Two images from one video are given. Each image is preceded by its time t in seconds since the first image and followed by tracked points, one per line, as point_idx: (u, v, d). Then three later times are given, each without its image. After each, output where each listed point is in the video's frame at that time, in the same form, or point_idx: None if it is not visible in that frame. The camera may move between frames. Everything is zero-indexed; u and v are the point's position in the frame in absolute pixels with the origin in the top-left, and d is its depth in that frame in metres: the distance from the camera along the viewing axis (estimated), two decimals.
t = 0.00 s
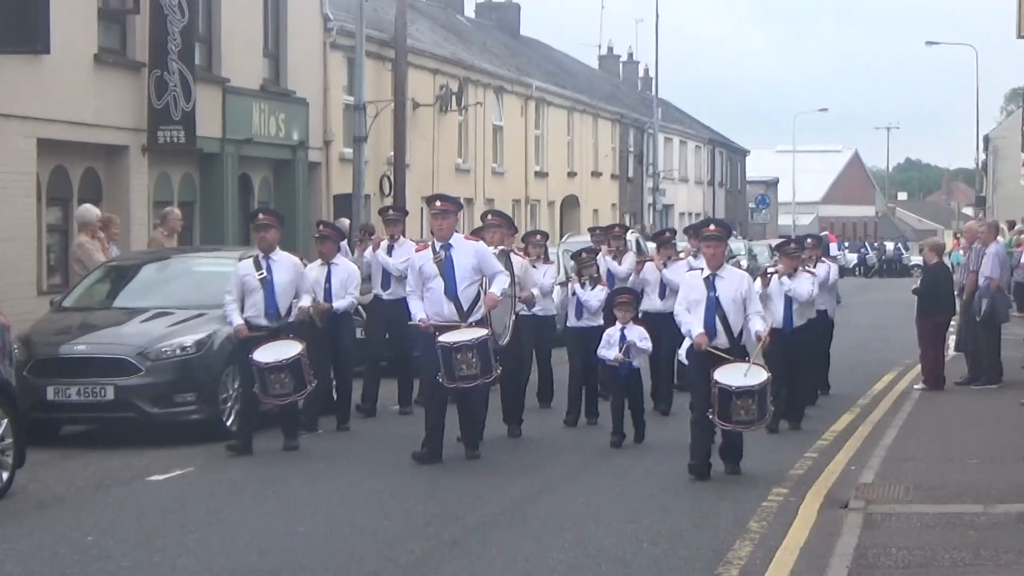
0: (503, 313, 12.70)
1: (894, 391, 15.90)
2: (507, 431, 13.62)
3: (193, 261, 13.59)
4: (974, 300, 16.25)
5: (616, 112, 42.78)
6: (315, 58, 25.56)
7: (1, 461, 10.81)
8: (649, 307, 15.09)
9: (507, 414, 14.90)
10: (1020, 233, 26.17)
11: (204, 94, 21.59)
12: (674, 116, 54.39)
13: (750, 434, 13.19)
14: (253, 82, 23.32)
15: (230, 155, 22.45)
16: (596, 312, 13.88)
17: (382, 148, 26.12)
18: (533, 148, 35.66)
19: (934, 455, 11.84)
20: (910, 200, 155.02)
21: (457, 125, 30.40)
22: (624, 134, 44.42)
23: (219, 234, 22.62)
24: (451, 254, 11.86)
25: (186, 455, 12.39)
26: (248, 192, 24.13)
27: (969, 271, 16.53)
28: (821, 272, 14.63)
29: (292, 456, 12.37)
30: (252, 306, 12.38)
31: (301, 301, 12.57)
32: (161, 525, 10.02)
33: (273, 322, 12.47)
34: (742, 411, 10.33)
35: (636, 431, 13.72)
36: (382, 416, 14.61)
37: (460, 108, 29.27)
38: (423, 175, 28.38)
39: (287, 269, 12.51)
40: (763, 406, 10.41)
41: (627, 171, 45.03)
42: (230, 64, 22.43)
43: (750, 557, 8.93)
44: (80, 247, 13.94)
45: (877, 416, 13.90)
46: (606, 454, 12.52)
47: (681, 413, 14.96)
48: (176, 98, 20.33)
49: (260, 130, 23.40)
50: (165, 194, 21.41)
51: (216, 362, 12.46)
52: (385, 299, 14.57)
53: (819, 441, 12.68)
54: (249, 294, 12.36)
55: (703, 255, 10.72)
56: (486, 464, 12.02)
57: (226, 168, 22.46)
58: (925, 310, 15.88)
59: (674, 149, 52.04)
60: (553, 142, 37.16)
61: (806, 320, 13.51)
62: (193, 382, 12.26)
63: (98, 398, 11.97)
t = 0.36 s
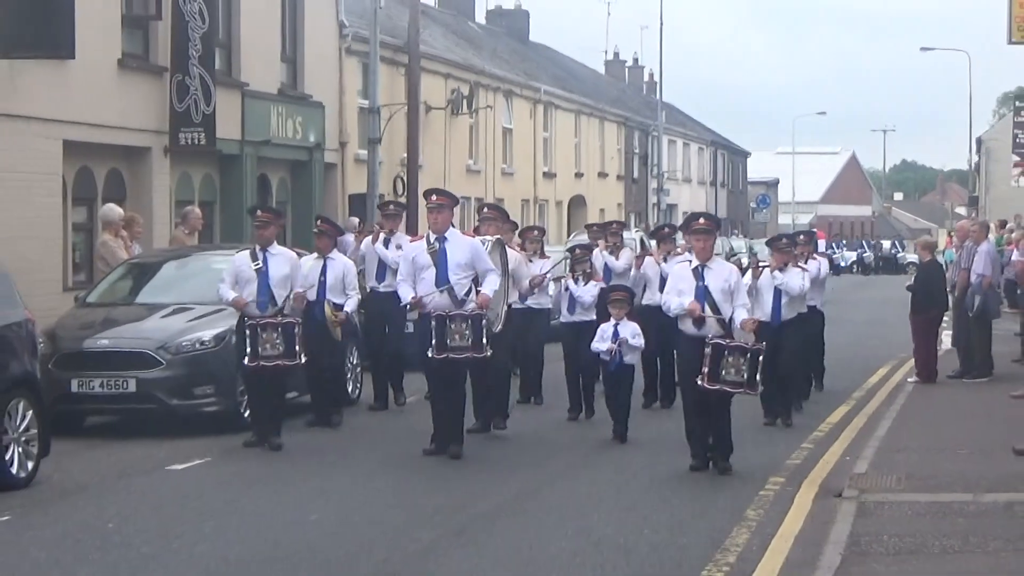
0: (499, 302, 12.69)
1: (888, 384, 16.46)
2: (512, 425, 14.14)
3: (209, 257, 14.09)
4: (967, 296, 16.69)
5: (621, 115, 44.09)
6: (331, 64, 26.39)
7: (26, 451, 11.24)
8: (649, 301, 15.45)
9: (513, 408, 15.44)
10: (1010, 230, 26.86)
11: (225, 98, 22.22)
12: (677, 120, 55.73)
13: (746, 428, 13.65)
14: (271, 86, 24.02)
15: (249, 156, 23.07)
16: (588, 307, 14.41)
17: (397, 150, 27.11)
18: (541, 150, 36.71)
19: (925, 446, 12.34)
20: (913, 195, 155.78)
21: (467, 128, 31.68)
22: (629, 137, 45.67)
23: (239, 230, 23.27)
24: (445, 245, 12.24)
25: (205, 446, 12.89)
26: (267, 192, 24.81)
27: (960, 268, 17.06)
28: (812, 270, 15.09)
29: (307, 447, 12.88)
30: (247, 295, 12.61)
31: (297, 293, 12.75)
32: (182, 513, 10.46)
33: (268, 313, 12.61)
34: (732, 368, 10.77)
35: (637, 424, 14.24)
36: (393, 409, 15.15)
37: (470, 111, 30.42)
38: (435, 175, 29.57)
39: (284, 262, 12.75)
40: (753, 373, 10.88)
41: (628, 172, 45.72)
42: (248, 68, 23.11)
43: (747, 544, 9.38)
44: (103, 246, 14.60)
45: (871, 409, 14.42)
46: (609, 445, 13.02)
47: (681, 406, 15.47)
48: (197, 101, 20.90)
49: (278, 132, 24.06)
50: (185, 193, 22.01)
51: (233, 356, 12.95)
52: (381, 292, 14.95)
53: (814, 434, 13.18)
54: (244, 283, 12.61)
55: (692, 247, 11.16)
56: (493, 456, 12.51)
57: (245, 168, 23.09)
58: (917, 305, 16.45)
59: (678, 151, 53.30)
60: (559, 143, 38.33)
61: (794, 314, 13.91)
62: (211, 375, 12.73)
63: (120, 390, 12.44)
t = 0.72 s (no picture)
0: (504, 300, 12.52)
1: (895, 378, 16.63)
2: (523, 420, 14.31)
3: (225, 253, 14.27)
4: (974, 291, 16.83)
5: (633, 113, 44.46)
6: (346, 63, 26.65)
7: (43, 444, 11.27)
8: (648, 298, 15.30)
9: (524, 403, 15.61)
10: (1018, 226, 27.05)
11: (240, 96, 22.45)
12: (689, 117, 56.10)
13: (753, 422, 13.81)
14: (286, 84, 24.24)
15: (265, 154, 23.28)
16: (593, 305, 14.39)
17: (409, 149, 27.46)
18: (552, 147, 37.05)
19: (929, 440, 12.49)
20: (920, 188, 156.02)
21: (480, 126, 32.01)
22: (641, 134, 46.04)
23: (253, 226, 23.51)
24: (451, 244, 11.82)
25: (220, 440, 13.06)
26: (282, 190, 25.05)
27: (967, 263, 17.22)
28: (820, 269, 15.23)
29: (320, 441, 13.04)
30: (251, 291, 12.51)
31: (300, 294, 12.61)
32: (194, 505, 10.60)
33: (268, 312, 12.49)
34: (735, 393, 10.38)
35: (647, 420, 14.41)
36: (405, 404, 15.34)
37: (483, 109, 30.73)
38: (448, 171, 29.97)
39: (291, 261, 12.60)
40: (758, 390, 10.45)
41: (639, 169, 45.95)
42: (263, 66, 23.34)
43: (753, 536, 9.52)
44: (120, 241, 14.89)
45: (878, 403, 14.57)
46: (618, 439, 13.17)
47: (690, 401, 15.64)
48: (212, 100, 21.09)
49: (294, 130, 24.27)
50: (201, 190, 22.20)
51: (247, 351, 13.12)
52: (386, 288, 14.83)
53: (821, 428, 13.34)
54: (249, 278, 12.50)
55: (695, 245, 10.84)
56: (504, 450, 12.68)
57: (261, 166, 23.29)
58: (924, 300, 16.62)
59: (690, 148, 53.68)
60: (571, 141, 38.65)
61: (801, 313, 13.99)
62: (225, 370, 12.89)
63: (136, 385, 12.59)
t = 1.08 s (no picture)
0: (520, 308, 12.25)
1: (926, 381, 16.57)
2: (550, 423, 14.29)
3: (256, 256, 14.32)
4: (1004, 293, 16.78)
5: (663, 115, 44.48)
6: (375, 65, 26.71)
7: (71, 447, 11.26)
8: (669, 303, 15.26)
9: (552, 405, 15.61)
10: None
11: (269, 98, 22.50)
12: (718, 119, 56.10)
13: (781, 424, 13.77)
14: (315, 87, 24.30)
15: (293, 157, 23.33)
16: (612, 308, 14.26)
17: (438, 151, 27.49)
18: (582, 149, 37.08)
19: (960, 442, 12.42)
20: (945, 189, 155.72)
21: (508, 129, 32.02)
22: (670, 136, 46.06)
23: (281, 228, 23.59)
24: (466, 249, 11.49)
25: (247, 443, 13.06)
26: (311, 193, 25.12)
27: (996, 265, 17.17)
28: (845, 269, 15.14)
29: (347, 443, 13.03)
30: (265, 302, 12.17)
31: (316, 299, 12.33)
32: (221, 506, 10.58)
33: (285, 321, 12.20)
34: (759, 413, 10.06)
35: (674, 423, 14.37)
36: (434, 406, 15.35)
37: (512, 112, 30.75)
38: (476, 174, 30.02)
39: (303, 265, 12.29)
40: (781, 407, 10.14)
41: (668, 171, 45.93)
42: (292, 69, 23.39)
43: (781, 539, 9.48)
44: (149, 244, 14.99)
45: (906, 406, 14.52)
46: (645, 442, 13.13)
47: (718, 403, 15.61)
48: (241, 103, 21.13)
49: (322, 133, 24.32)
50: (230, 193, 22.27)
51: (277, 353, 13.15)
52: (407, 294, 14.62)
53: (849, 431, 13.28)
54: (262, 289, 12.15)
55: (711, 249, 10.48)
56: (531, 453, 12.66)
57: (290, 168, 23.34)
58: (954, 302, 16.58)
59: (719, 150, 53.69)
60: (601, 144, 38.67)
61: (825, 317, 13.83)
62: (253, 372, 12.90)
63: (164, 387, 12.62)
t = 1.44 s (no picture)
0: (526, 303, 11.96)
1: (948, 382, 16.60)
2: (572, 425, 14.34)
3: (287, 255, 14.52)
4: None
5: (684, 116, 44.52)
6: (398, 67, 26.80)
7: (95, 447, 11.32)
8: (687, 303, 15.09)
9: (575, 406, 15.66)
10: None
11: (291, 99, 22.59)
12: (739, 121, 56.11)
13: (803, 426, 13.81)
14: (336, 88, 24.38)
15: (316, 158, 23.40)
16: (620, 310, 13.72)
17: (460, 152, 27.58)
18: (602, 150, 37.12)
19: (983, 444, 12.43)
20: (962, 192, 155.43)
21: (529, 130, 32.08)
22: (691, 137, 46.10)
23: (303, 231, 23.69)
24: (469, 245, 11.37)
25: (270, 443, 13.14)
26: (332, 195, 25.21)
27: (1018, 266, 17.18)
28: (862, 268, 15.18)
29: (370, 444, 13.08)
30: (265, 297, 12.02)
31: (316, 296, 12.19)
32: (244, 506, 10.63)
33: (285, 316, 12.01)
34: (771, 380, 10.20)
35: (696, 425, 14.41)
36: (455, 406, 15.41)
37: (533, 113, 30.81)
38: (497, 176, 30.07)
39: (301, 262, 12.10)
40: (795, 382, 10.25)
41: (689, 172, 45.94)
42: (314, 71, 23.48)
43: (804, 540, 9.51)
44: (171, 246, 15.14)
45: (928, 408, 14.54)
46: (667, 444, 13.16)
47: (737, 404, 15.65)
48: (264, 104, 21.26)
49: (345, 135, 24.41)
50: (252, 195, 22.34)
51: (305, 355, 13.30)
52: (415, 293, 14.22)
53: (871, 433, 13.30)
54: (261, 285, 12.01)
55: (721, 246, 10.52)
56: (553, 453, 12.70)
57: (312, 170, 23.41)
58: (976, 303, 16.59)
59: (741, 151, 53.68)
60: (622, 146, 38.71)
61: (836, 316, 13.72)
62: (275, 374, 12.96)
63: (187, 388, 12.66)
